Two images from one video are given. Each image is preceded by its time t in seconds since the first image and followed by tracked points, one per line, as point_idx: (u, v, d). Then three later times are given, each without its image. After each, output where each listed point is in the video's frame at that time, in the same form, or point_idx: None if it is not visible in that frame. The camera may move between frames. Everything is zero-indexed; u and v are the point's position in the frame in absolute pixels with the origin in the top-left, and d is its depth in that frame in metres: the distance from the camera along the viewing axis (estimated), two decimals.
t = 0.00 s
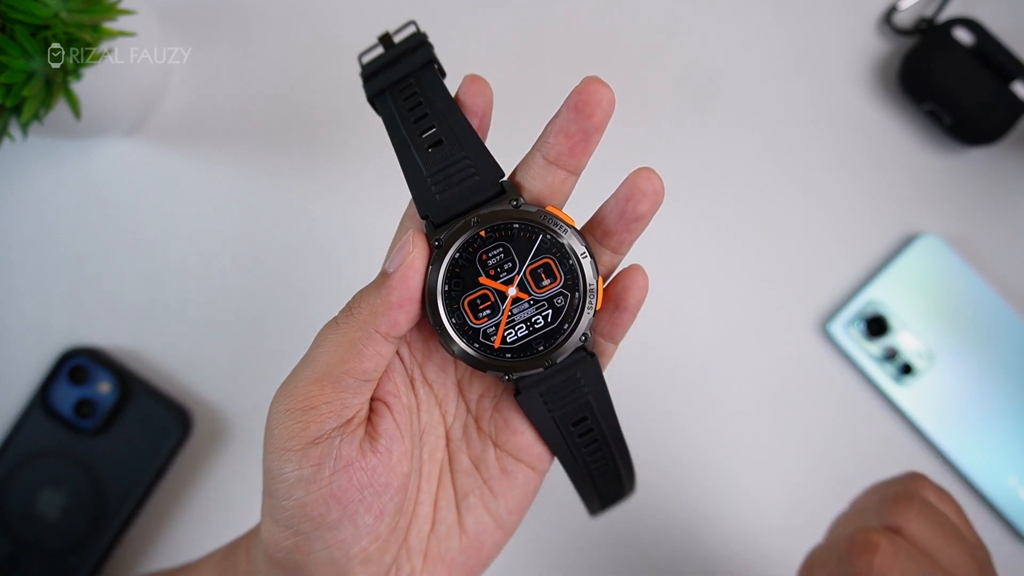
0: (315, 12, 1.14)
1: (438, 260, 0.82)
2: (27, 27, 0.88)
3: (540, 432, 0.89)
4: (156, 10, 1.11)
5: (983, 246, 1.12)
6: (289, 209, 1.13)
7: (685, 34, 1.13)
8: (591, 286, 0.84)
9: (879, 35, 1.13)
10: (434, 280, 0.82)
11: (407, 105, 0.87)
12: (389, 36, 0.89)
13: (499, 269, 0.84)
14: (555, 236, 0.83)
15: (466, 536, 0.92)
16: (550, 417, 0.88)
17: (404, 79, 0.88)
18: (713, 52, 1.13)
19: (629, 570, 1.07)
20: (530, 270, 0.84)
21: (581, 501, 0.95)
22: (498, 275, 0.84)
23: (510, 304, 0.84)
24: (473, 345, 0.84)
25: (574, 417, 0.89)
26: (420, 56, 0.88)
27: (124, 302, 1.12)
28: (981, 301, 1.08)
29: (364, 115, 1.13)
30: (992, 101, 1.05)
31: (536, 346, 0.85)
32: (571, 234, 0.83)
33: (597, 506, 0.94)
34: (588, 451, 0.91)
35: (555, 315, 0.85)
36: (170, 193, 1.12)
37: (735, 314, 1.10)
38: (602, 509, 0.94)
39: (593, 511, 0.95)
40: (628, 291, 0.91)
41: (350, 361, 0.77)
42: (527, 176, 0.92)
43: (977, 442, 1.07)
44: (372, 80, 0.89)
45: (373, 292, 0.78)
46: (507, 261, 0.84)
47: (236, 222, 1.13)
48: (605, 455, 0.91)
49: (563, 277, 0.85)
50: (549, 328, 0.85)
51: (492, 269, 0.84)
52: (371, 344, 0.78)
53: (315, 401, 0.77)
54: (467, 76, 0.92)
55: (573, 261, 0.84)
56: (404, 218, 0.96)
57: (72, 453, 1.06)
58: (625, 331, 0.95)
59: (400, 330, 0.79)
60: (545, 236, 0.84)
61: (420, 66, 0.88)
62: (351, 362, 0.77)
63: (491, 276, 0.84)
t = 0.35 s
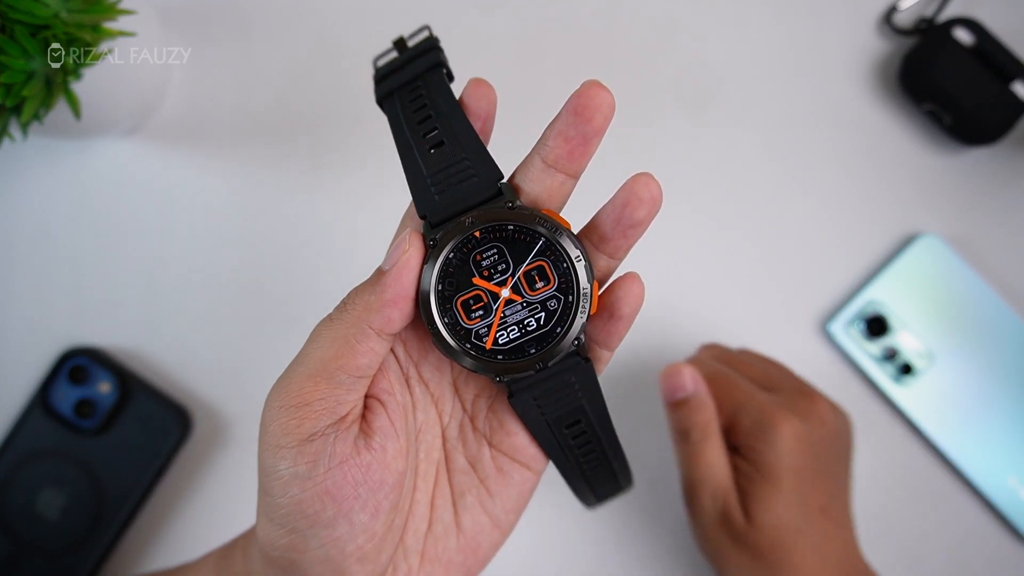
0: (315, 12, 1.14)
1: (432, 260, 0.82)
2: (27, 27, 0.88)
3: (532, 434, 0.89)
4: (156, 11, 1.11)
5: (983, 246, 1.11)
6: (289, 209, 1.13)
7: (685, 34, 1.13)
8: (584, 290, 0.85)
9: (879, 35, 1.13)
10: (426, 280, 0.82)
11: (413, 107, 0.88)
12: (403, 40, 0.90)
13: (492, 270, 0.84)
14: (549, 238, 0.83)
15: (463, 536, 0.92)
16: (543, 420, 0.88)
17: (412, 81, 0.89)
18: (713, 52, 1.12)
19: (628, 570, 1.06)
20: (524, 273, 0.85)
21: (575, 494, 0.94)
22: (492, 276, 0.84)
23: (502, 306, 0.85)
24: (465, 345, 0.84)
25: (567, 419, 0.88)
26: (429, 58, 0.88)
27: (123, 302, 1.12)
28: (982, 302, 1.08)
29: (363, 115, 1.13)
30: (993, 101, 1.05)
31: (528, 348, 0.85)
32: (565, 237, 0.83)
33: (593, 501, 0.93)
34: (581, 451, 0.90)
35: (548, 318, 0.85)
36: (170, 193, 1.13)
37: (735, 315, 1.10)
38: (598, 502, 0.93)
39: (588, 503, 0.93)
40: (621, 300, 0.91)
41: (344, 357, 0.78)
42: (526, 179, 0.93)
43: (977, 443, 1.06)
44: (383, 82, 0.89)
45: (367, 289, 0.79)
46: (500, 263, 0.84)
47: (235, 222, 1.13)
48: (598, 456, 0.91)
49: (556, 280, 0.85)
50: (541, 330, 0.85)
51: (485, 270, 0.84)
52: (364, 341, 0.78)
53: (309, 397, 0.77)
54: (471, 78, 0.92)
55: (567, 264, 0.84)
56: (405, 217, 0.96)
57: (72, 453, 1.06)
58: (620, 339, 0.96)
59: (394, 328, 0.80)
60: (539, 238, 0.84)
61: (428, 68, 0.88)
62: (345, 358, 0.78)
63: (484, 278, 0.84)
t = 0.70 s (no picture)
0: (315, 11, 1.14)
1: (432, 251, 0.82)
2: (27, 27, 0.88)
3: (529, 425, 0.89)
4: (156, 10, 1.11)
5: (982, 246, 1.12)
6: (289, 209, 1.13)
7: (685, 34, 1.13)
8: (581, 282, 0.85)
9: (878, 35, 1.13)
10: (427, 271, 0.82)
11: (414, 103, 0.87)
12: (406, 39, 0.89)
13: (492, 262, 0.85)
14: (547, 231, 0.84)
15: (462, 526, 0.93)
16: (540, 411, 0.88)
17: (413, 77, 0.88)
18: (713, 52, 1.13)
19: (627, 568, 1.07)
20: (522, 265, 0.85)
21: (570, 489, 0.96)
22: (491, 267, 0.85)
23: (501, 297, 0.85)
24: (463, 336, 0.84)
25: (564, 410, 0.88)
26: (430, 56, 0.88)
27: (123, 301, 1.12)
28: (981, 301, 1.08)
29: (363, 115, 1.13)
30: (993, 101, 1.05)
31: (526, 339, 0.85)
32: (563, 229, 0.83)
33: (585, 495, 0.96)
34: (578, 444, 0.91)
35: (546, 309, 0.85)
36: (170, 193, 1.13)
37: (733, 314, 1.10)
38: (589, 497, 0.96)
39: (581, 498, 0.96)
40: (617, 294, 0.91)
41: (345, 346, 0.78)
42: (525, 173, 0.93)
43: (976, 442, 1.07)
44: (383, 79, 0.89)
45: (369, 279, 0.79)
46: (499, 255, 0.85)
47: (235, 222, 1.13)
48: (595, 448, 0.92)
49: (554, 272, 0.85)
50: (539, 322, 0.85)
51: (485, 262, 0.84)
52: (366, 330, 0.78)
53: (310, 385, 0.77)
54: (472, 76, 0.92)
55: (565, 256, 0.85)
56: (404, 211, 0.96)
57: (72, 453, 1.06)
58: (617, 331, 0.96)
59: (395, 317, 0.80)
60: (537, 230, 0.84)
61: (429, 66, 0.88)
62: (346, 347, 0.78)
63: (483, 269, 0.84)
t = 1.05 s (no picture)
0: (315, 11, 1.14)
1: (435, 252, 0.82)
2: (27, 27, 0.88)
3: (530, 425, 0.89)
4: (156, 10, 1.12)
5: (983, 246, 1.12)
6: (289, 209, 1.13)
7: (685, 34, 1.13)
8: (582, 284, 0.84)
9: (878, 35, 1.13)
10: (428, 271, 0.82)
11: (417, 101, 0.87)
12: (407, 34, 0.89)
13: (493, 262, 0.85)
14: (550, 232, 0.84)
15: (463, 523, 0.94)
16: (541, 411, 0.88)
17: (417, 77, 0.88)
18: (712, 52, 1.13)
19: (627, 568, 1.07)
20: (524, 266, 0.85)
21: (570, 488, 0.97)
22: (492, 268, 0.85)
23: (502, 298, 0.85)
24: (464, 336, 0.84)
25: (564, 411, 0.88)
26: (434, 56, 0.88)
27: (123, 302, 1.12)
28: (981, 301, 1.08)
29: (363, 115, 1.13)
30: (993, 101, 1.05)
31: (527, 340, 0.85)
32: (566, 231, 0.83)
33: (585, 493, 0.97)
34: (578, 444, 0.91)
35: (547, 310, 0.85)
36: (170, 193, 1.13)
37: (733, 315, 1.10)
38: (589, 496, 0.97)
39: (581, 496, 0.97)
40: (617, 297, 0.91)
41: (348, 344, 0.78)
42: (527, 174, 0.92)
43: (976, 442, 1.06)
44: (387, 76, 0.89)
45: (372, 278, 0.79)
46: (501, 256, 0.85)
47: (235, 222, 1.13)
48: (594, 447, 0.92)
49: (555, 273, 0.85)
50: (540, 323, 0.85)
51: (486, 262, 0.85)
52: (369, 329, 0.78)
53: (313, 384, 0.77)
54: (475, 77, 0.92)
55: (566, 258, 0.84)
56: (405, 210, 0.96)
57: (72, 452, 1.06)
58: (616, 333, 0.96)
59: (398, 316, 0.79)
60: (539, 231, 0.84)
61: (432, 64, 0.88)
62: (349, 345, 0.78)
63: (485, 270, 0.85)
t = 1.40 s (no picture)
0: (314, 10, 1.14)
1: (433, 262, 0.82)
2: (27, 27, 0.88)
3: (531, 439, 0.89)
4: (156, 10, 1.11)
5: (983, 246, 1.12)
6: (289, 210, 1.13)
7: (685, 34, 1.13)
8: (586, 290, 0.85)
9: (879, 35, 1.13)
10: (428, 282, 0.82)
11: (415, 127, 0.87)
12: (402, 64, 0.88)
13: (493, 272, 0.85)
14: (550, 240, 0.84)
15: (460, 538, 0.92)
16: (543, 426, 0.88)
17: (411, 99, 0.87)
18: (713, 52, 1.13)
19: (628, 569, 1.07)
20: (525, 274, 0.85)
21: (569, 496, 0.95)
22: (493, 278, 0.85)
23: (503, 308, 0.85)
24: (465, 348, 0.84)
25: (567, 424, 0.88)
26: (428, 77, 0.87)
27: (123, 302, 1.12)
28: (981, 301, 1.08)
29: (363, 115, 1.13)
30: (993, 101, 1.05)
31: (530, 350, 0.85)
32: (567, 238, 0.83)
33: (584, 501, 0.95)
34: (579, 455, 0.90)
35: (550, 320, 0.85)
36: (170, 193, 1.12)
37: (734, 315, 1.10)
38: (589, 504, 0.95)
39: (580, 504, 0.95)
40: (622, 299, 0.91)
41: (336, 358, 0.78)
42: (536, 185, 0.93)
43: (977, 442, 1.07)
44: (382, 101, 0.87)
45: (363, 290, 0.79)
46: (501, 264, 0.85)
47: (235, 222, 1.13)
48: (595, 458, 0.91)
49: (557, 281, 0.85)
50: (543, 332, 0.85)
51: (486, 272, 0.85)
52: (358, 343, 0.78)
53: (301, 398, 0.77)
54: (469, 86, 0.92)
55: (568, 265, 0.85)
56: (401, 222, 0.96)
57: (72, 453, 1.06)
58: (620, 339, 0.96)
59: (388, 330, 0.79)
60: (541, 239, 0.84)
61: (428, 89, 0.87)
62: (338, 359, 0.78)
63: (485, 279, 0.85)
